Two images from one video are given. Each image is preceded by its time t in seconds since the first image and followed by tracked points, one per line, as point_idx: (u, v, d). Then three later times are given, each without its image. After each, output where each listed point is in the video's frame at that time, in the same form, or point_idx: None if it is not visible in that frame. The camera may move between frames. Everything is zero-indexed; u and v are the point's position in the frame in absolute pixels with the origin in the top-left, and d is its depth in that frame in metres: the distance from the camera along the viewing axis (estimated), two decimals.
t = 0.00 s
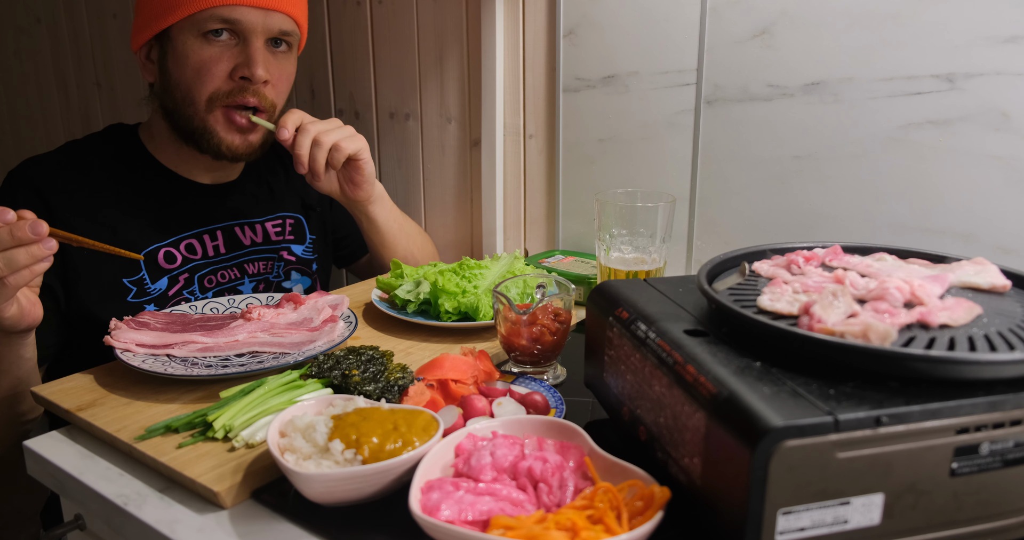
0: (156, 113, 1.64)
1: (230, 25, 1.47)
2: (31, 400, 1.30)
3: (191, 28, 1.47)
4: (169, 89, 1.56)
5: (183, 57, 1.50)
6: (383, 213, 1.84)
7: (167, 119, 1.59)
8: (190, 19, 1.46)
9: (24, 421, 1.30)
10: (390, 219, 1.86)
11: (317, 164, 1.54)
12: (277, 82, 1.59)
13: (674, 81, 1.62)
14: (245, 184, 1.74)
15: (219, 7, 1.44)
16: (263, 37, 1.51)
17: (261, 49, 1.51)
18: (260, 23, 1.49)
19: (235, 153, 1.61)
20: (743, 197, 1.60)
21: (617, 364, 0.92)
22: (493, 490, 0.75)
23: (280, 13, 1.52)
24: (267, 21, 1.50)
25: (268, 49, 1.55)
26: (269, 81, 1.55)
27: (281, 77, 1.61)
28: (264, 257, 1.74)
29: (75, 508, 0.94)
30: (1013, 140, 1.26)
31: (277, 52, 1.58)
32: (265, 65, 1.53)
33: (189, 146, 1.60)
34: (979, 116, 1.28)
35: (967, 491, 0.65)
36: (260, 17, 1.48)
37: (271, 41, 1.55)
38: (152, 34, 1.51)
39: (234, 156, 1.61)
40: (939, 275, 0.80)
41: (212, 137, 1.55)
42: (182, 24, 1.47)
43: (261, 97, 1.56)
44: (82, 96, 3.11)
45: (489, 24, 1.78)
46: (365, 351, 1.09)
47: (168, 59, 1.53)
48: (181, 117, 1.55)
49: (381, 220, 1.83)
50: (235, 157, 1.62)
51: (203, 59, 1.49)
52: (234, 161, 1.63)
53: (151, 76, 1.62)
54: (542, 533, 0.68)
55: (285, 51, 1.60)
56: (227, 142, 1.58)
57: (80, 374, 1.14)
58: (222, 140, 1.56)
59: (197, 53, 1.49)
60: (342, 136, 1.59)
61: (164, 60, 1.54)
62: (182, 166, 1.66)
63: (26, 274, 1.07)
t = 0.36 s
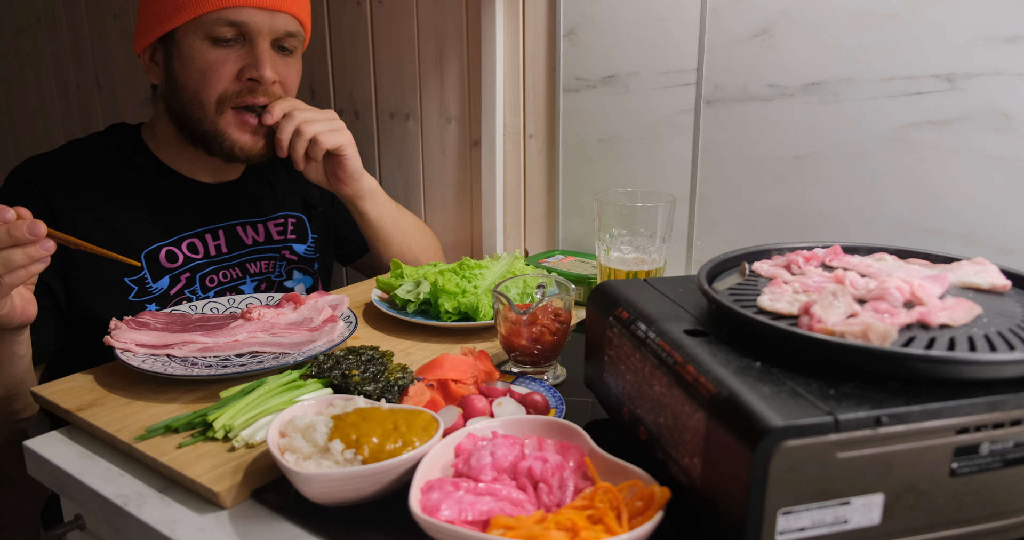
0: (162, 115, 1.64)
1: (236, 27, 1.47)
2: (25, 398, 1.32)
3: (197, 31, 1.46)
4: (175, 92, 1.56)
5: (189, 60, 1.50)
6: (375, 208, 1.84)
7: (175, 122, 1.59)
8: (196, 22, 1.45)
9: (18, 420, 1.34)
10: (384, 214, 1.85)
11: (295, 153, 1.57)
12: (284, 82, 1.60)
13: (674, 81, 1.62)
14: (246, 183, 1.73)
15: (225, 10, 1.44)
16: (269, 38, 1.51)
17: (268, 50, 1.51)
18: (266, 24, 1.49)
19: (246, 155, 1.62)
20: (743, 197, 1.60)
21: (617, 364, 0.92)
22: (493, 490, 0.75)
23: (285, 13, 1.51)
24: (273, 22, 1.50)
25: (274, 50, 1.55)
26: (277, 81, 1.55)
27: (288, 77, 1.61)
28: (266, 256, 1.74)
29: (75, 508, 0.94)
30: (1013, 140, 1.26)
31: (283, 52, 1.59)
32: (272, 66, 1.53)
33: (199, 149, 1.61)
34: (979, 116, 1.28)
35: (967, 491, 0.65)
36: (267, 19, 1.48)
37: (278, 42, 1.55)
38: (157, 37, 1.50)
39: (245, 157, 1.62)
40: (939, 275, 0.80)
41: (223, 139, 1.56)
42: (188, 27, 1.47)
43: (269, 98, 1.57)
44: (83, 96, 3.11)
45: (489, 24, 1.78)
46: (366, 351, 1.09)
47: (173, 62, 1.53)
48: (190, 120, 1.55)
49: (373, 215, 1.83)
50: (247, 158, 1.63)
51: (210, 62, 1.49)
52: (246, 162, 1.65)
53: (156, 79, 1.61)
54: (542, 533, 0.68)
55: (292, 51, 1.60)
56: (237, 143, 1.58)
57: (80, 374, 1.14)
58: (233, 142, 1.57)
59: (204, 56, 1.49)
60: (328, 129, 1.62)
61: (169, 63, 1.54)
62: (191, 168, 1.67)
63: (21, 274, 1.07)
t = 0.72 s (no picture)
0: (165, 117, 1.63)
1: (242, 31, 1.46)
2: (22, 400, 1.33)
3: (202, 34, 1.46)
4: (179, 94, 1.56)
5: (195, 63, 1.50)
6: (376, 207, 1.84)
7: (179, 124, 1.59)
8: (201, 25, 1.45)
9: (16, 423, 1.35)
10: (385, 213, 1.85)
11: (292, 148, 1.59)
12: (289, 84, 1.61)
13: (674, 81, 1.62)
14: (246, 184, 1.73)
15: (232, 14, 1.44)
16: (275, 41, 1.51)
17: (274, 53, 1.51)
18: (272, 27, 1.49)
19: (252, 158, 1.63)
20: (743, 197, 1.60)
21: (617, 364, 0.92)
22: (493, 490, 0.75)
23: (290, 15, 1.51)
24: (279, 25, 1.49)
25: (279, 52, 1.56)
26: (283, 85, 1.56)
27: (292, 79, 1.62)
28: (265, 256, 1.74)
29: (75, 508, 0.94)
30: (1013, 140, 1.26)
31: (287, 54, 1.59)
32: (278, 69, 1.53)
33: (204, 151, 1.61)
34: (979, 116, 1.28)
35: (967, 491, 0.65)
36: (272, 22, 1.48)
37: (282, 44, 1.55)
38: (161, 39, 1.50)
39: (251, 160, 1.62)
40: (939, 275, 0.80)
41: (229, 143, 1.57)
42: (193, 30, 1.46)
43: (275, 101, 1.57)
44: (82, 96, 3.11)
45: (489, 24, 1.78)
46: (366, 351, 1.09)
47: (177, 64, 1.53)
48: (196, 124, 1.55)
49: (374, 214, 1.83)
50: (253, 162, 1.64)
51: (216, 66, 1.49)
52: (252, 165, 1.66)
53: (158, 80, 1.61)
54: (542, 533, 0.68)
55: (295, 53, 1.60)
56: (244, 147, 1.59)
57: (80, 374, 1.14)
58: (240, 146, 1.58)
59: (210, 59, 1.49)
60: (328, 123, 1.63)
61: (172, 65, 1.54)
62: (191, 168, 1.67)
63: (22, 275, 1.07)
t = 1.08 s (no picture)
0: (155, 116, 1.64)
1: (229, 27, 1.46)
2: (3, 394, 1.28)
3: (189, 31, 1.46)
4: (167, 93, 1.56)
5: (182, 61, 1.50)
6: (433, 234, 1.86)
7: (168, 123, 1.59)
8: (188, 22, 1.45)
9: None
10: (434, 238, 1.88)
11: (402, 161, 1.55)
12: (277, 82, 1.60)
13: (674, 81, 1.62)
14: (248, 185, 1.76)
15: (217, 10, 1.44)
16: (263, 38, 1.51)
17: (261, 50, 1.51)
18: (259, 24, 1.48)
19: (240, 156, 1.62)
20: (743, 197, 1.60)
21: (617, 364, 0.92)
22: (493, 490, 0.75)
23: (279, 12, 1.51)
24: (266, 21, 1.49)
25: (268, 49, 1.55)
26: (270, 82, 1.55)
27: (281, 77, 1.61)
28: (265, 260, 1.74)
29: (75, 508, 0.94)
30: (1013, 140, 1.26)
31: (278, 50, 1.58)
32: (265, 66, 1.53)
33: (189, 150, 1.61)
34: (979, 116, 1.28)
35: (967, 491, 0.65)
36: (260, 18, 1.48)
37: (272, 41, 1.54)
38: (149, 38, 1.50)
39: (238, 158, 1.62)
40: (939, 275, 0.80)
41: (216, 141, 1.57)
42: (180, 27, 1.46)
43: (262, 98, 1.57)
44: (83, 96, 3.11)
45: (489, 23, 1.78)
46: (366, 351, 1.09)
47: (165, 63, 1.53)
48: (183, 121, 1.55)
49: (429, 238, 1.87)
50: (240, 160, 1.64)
51: (203, 63, 1.49)
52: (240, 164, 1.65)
53: (149, 80, 1.61)
54: (542, 533, 0.68)
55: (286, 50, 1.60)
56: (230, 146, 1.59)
57: (80, 374, 1.14)
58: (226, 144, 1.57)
59: (196, 56, 1.49)
60: (433, 148, 1.60)
61: (161, 64, 1.54)
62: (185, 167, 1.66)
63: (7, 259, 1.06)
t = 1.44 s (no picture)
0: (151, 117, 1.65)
1: (214, 30, 1.45)
2: None
3: (176, 34, 1.46)
4: (159, 95, 1.57)
5: (170, 63, 1.50)
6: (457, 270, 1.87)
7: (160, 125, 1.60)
8: (175, 25, 1.45)
9: None
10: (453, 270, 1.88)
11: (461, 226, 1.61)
12: (264, 87, 1.58)
13: (674, 81, 1.62)
14: (255, 189, 1.75)
15: (202, 13, 1.43)
16: (250, 41, 1.50)
17: (247, 53, 1.49)
18: (245, 27, 1.46)
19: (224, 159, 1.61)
20: (743, 197, 1.60)
21: (617, 364, 0.92)
22: (493, 490, 0.75)
23: (267, 15, 1.49)
24: (252, 24, 1.47)
25: (257, 53, 1.54)
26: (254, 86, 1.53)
27: (269, 81, 1.59)
28: (272, 262, 1.72)
29: (75, 508, 0.94)
30: (1013, 140, 1.26)
31: (268, 55, 1.57)
32: (249, 70, 1.51)
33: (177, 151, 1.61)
34: (979, 116, 1.28)
35: (967, 491, 0.65)
36: (245, 21, 1.46)
37: (260, 45, 1.53)
38: (142, 41, 1.51)
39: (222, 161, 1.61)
40: (939, 274, 0.80)
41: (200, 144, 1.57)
42: (169, 30, 1.47)
43: (246, 102, 1.55)
44: (82, 96, 3.11)
45: (489, 23, 1.78)
46: (365, 351, 1.09)
47: (157, 65, 1.54)
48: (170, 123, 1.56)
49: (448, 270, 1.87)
50: (224, 163, 1.63)
51: (188, 66, 1.49)
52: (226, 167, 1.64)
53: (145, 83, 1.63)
54: (543, 533, 0.68)
55: (276, 54, 1.58)
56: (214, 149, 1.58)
57: (80, 374, 1.14)
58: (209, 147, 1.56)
59: (183, 59, 1.49)
60: (488, 220, 1.68)
61: (154, 67, 1.55)
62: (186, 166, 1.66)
63: (62, 273, 0.95)
